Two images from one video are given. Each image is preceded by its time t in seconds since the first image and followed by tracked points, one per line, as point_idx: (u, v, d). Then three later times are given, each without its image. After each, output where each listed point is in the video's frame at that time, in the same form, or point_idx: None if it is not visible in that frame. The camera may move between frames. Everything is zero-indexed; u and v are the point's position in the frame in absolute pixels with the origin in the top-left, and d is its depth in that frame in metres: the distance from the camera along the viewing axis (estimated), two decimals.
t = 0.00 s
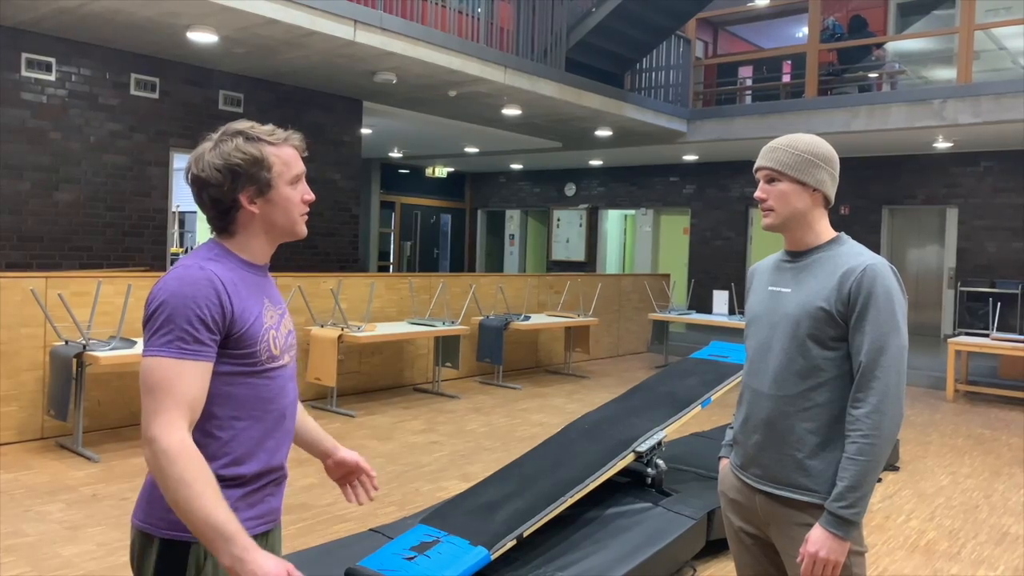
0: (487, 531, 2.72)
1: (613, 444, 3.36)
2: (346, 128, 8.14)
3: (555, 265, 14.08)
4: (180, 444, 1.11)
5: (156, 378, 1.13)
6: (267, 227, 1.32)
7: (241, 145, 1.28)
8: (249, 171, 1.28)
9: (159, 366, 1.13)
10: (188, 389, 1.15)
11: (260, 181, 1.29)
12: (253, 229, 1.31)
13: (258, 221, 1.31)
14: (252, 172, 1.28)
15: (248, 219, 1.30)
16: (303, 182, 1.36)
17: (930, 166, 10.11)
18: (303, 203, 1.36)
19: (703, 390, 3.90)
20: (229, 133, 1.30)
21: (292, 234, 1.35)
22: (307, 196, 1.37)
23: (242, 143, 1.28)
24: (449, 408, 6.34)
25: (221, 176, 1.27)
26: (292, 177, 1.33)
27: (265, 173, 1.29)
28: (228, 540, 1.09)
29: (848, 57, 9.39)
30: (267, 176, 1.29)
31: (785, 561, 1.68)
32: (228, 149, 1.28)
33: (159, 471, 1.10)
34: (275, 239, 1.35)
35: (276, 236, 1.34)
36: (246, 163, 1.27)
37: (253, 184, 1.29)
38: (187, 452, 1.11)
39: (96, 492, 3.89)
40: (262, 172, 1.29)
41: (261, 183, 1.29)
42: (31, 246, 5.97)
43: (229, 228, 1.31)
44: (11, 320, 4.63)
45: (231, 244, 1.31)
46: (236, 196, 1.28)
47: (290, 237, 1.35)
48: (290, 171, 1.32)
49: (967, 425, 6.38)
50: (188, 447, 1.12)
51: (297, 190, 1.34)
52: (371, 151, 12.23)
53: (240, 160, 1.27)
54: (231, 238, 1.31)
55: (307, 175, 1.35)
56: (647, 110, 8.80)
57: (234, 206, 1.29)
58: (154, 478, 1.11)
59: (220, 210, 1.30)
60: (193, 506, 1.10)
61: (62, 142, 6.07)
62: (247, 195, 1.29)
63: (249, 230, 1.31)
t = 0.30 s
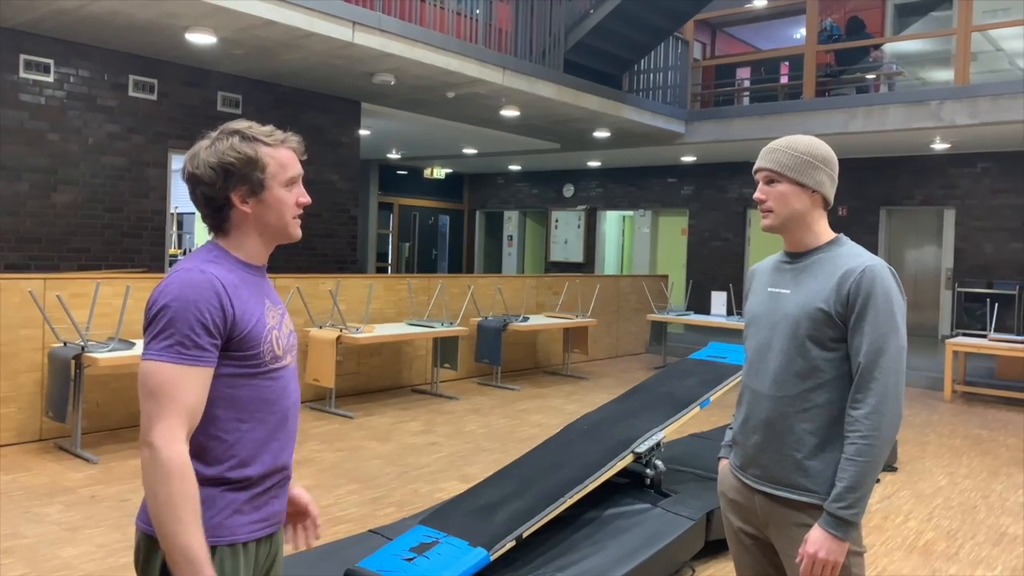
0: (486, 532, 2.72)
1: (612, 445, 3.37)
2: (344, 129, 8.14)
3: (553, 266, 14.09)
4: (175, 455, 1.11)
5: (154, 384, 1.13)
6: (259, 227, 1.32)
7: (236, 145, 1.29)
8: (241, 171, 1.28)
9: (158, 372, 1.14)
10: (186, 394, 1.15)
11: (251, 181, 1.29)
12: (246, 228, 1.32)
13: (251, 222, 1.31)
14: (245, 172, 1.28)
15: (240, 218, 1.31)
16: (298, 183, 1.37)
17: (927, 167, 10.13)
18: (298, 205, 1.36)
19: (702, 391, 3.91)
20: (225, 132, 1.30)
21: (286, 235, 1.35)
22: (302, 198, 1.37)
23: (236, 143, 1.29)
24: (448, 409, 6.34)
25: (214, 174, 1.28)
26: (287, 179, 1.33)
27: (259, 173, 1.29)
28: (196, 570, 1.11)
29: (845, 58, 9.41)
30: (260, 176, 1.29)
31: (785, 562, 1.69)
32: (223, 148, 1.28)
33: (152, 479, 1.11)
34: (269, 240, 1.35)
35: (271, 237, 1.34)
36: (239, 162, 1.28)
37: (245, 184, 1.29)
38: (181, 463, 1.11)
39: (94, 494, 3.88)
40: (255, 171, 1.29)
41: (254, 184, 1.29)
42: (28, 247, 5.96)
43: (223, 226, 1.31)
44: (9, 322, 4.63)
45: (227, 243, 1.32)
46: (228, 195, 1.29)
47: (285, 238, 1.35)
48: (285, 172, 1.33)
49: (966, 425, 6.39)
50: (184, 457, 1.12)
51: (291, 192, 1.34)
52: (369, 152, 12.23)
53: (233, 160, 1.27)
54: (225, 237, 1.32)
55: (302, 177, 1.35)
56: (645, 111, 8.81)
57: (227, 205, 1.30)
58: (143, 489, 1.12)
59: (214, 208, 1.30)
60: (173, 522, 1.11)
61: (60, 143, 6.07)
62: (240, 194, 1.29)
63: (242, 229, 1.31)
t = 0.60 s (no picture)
0: (484, 527, 2.72)
1: (611, 442, 3.37)
2: (345, 124, 8.13)
3: (554, 263, 14.09)
4: (183, 441, 1.11)
5: (165, 369, 1.13)
6: (277, 219, 1.33)
7: (254, 137, 1.29)
8: (259, 162, 1.28)
9: (168, 359, 1.14)
10: (194, 382, 1.15)
11: (270, 173, 1.29)
12: (261, 220, 1.32)
13: (267, 214, 1.32)
14: (263, 164, 1.28)
15: (257, 209, 1.31)
16: (312, 176, 1.37)
17: (929, 168, 10.12)
18: (312, 197, 1.36)
19: (702, 389, 3.91)
20: (242, 126, 1.30)
21: (301, 227, 1.35)
22: (316, 189, 1.37)
23: (255, 135, 1.29)
24: (447, 405, 6.35)
25: (232, 166, 1.28)
26: (302, 171, 1.34)
27: (276, 164, 1.29)
28: (207, 550, 1.11)
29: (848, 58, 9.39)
30: (277, 168, 1.30)
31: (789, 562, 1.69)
32: (242, 140, 1.28)
33: (158, 465, 1.11)
34: (285, 232, 1.35)
35: (287, 229, 1.34)
36: (258, 154, 1.28)
37: (263, 176, 1.29)
38: (189, 450, 1.12)
39: (94, 485, 3.89)
40: (271, 164, 1.29)
41: (272, 175, 1.30)
42: (29, 238, 5.95)
43: (238, 218, 1.32)
44: (10, 312, 4.63)
45: (239, 234, 1.31)
46: (246, 186, 1.29)
47: (300, 231, 1.35)
48: (301, 165, 1.33)
49: (964, 427, 6.40)
50: (191, 444, 1.12)
51: (307, 184, 1.35)
52: (371, 147, 12.23)
53: (252, 151, 1.27)
54: (239, 228, 1.32)
55: (317, 169, 1.35)
56: (647, 109, 8.80)
57: (244, 196, 1.30)
58: (150, 473, 1.12)
59: (230, 199, 1.31)
60: (182, 508, 1.11)
61: (61, 134, 6.07)
62: (257, 186, 1.30)
63: (257, 221, 1.32)
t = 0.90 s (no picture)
0: (485, 530, 2.72)
1: (612, 443, 3.36)
2: (346, 126, 8.13)
3: (555, 264, 14.08)
4: (161, 456, 1.12)
5: (150, 380, 1.14)
6: (269, 224, 1.33)
7: (242, 142, 1.28)
8: (249, 167, 1.28)
9: (153, 370, 1.14)
10: (179, 393, 1.15)
11: (259, 178, 1.29)
12: (255, 225, 1.32)
13: (259, 218, 1.31)
14: (253, 169, 1.28)
15: (248, 215, 1.31)
16: (304, 177, 1.36)
17: (931, 167, 10.10)
18: (305, 198, 1.36)
19: (703, 390, 3.90)
20: (231, 130, 1.30)
21: (294, 229, 1.35)
22: (309, 191, 1.37)
23: (243, 139, 1.29)
24: (448, 407, 6.35)
25: (221, 172, 1.27)
26: (293, 173, 1.33)
27: (265, 169, 1.29)
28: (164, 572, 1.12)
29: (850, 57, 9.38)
30: (267, 173, 1.29)
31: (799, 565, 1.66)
32: (230, 145, 1.28)
33: (135, 478, 1.12)
34: (279, 236, 1.35)
35: (280, 232, 1.34)
36: (247, 159, 1.28)
37: (253, 181, 1.29)
38: (166, 466, 1.12)
39: (95, 489, 3.89)
40: (261, 169, 1.29)
41: (262, 180, 1.29)
42: (31, 242, 5.96)
43: (231, 224, 1.31)
44: (11, 317, 4.63)
45: (234, 240, 1.31)
46: (235, 192, 1.29)
47: (294, 233, 1.36)
48: (292, 167, 1.32)
49: (967, 426, 6.39)
50: (168, 460, 1.12)
51: (298, 187, 1.34)
52: (372, 149, 12.24)
53: (240, 157, 1.27)
54: (233, 234, 1.32)
55: (308, 170, 1.35)
56: (648, 109, 8.78)
57: (234, 202, 1.30)
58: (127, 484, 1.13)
59: (221, 206, 1.30)
60: (149, 526, 1.12)
61: (63, 138, 6.07)
62: (247, 191, 1.29)
63: (251, 225, 1.31)
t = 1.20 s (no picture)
0: (485, 529, 2.71)
1: (612, 442, 3.36)
2: (345, 126, 8.13)
3: (555, 263, 14.07)
4: (146, 456, 1.11)
5: (140, 377, 1.14)
6: (266, 226, 1.32)
7: (238, 143, 1.28)
8: (244, 170, 1.27)
9: (144, 368, 1.14)
10: (170, 393, 1.15)
11: (255, 180, 1.28)
12: (252, 227, 1.31)
13: (256, 220, 1.31)
14: (248, 171, 1.28)
15: (245, 217, 1.30)
16: (303, 179, 1.36)
17: (931, 165, 10.10)
18: (303, 201, 1.35)
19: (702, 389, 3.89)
20: (228, 131, 1.30)
21: (291, 231, 1.34)
22: (307, 193, 1.36)
23: (240, 140, 1.28)
24: (449, 406, 6.35)
25: (216, 173, 1.27)
26: (290, 176, 1.32)
27: (261, 171, 1.29)
28: None
29: (850, 55, 9.37)
30: (263, 175, 1.29)
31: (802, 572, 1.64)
32: (225, 147, 1.28)
33: (120, 478, 1.12)
34: (277, 237, 1.34)
35: (277, 233, 1.34)
36: (242, 161, 1.27)
37: (248, 183, 1.28)
38: (149, 467, 1.12)
39: (95, 490, 3.89)
40: (258, 171, 1.28)
41: (257, 182, 1.29)
42: (30, 243, 5.95)
43: (229, 225, 1.31)
44: (11, 318, 4.63)
45: (232, 241, 1.31)
46: (231, 194, 1.29)
47: (292, 235, 1.35)
48: (288, 170, 1.32)
49: (967, 424, 6.39)
50: (153, 460, 1.12)
51: (296, 189, 1.34)
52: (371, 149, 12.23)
53: (236, 159, 1.27)
54: (231, 235, 1.31)
55: (306, 172, 1.34)
56: (647, 108, 8.77)
57: (230, 204, 1.30)
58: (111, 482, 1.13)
59: (217, 207, 1.30)
60: (128, 528, 1.11)
61: (62, 139, 6.07)
62: (243, 193, 1.29)
63: (249, 227, 1.31)
